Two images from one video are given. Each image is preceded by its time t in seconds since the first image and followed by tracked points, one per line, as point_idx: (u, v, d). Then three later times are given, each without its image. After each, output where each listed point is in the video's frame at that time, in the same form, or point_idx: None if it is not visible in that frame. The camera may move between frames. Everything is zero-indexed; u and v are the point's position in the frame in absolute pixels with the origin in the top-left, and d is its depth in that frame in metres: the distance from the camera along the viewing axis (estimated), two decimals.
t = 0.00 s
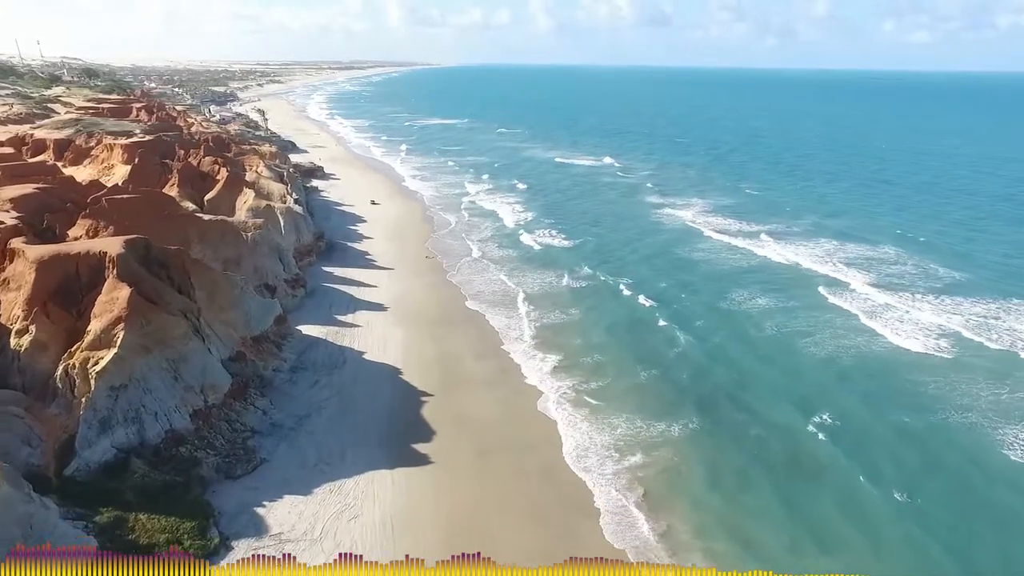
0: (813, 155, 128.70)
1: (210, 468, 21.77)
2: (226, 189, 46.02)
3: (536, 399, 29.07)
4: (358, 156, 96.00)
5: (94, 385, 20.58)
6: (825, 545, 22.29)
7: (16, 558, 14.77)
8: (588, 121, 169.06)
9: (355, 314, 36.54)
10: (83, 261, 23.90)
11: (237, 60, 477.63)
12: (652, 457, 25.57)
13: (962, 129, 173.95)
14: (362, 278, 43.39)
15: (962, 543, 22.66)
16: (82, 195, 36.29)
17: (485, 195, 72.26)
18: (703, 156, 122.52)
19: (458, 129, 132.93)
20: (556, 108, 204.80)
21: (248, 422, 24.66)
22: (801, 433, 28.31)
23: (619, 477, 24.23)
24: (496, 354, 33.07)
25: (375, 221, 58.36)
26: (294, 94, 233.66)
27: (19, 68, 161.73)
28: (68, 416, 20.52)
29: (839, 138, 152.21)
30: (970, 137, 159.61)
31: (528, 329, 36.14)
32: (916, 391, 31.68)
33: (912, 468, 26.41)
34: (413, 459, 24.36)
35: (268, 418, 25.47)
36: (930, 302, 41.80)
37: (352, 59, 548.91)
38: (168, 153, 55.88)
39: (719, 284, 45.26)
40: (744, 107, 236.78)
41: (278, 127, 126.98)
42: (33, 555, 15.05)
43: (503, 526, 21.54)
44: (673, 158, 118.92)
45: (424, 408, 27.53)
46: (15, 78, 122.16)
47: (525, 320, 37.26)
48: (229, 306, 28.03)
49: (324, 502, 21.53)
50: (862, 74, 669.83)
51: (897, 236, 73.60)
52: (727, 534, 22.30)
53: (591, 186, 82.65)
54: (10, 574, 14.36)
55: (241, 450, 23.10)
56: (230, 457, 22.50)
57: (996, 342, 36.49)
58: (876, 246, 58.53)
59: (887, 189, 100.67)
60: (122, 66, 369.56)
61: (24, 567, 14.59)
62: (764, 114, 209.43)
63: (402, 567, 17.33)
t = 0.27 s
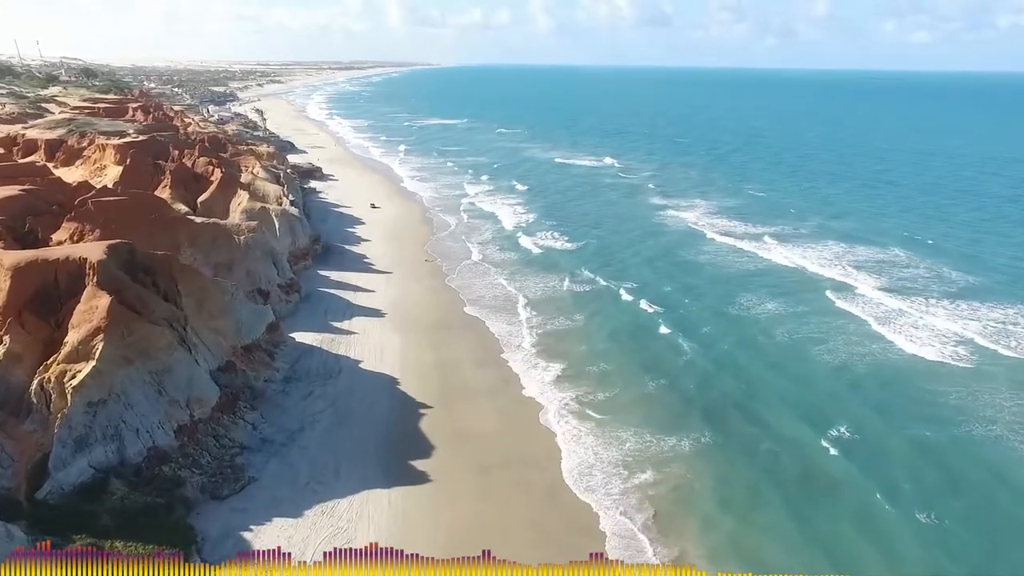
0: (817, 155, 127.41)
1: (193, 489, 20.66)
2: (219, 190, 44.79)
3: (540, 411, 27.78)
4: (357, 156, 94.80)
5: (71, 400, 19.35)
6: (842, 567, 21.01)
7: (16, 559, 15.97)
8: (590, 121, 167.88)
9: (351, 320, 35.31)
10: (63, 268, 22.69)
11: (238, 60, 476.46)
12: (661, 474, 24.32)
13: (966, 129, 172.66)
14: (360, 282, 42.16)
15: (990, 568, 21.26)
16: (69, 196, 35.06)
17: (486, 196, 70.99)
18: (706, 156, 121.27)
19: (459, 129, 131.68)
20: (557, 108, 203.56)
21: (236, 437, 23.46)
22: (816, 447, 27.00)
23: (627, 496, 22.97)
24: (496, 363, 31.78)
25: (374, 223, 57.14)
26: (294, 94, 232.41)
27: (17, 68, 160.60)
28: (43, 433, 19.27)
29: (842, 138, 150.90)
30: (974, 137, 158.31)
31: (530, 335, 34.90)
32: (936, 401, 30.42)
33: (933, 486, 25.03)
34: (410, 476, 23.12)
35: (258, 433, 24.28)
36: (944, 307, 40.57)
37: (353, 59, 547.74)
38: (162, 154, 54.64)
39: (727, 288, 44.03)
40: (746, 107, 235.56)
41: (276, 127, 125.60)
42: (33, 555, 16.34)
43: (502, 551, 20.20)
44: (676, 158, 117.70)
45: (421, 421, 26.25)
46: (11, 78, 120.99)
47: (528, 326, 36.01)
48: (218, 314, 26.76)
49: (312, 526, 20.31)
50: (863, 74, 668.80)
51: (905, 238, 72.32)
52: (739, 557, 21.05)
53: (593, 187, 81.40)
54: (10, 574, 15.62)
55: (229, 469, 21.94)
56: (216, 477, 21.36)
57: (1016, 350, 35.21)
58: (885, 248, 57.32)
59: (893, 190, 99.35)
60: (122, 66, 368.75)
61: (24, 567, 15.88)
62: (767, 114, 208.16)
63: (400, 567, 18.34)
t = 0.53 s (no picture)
0: (820, 156, 126.31)
1: (174, 512, 19.42)
2: (212, 191, 43.50)
3: (543, 426, 26.50)
4: (355, 156, 93.61)
5: (43, 418, 18.07)
6: None
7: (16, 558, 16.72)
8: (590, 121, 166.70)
9: (347, 327, 34.07)
10: (38, 276, 21.42)
11: (237, 61, 475.47)
12: (672, 493, 23.08)
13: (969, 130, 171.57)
14: (357, 286, 40.93)
15: None
16: (55, 197, 33.74)
17: (486, 197, 69.86)
18: (708, 157, 120.10)
19: (459, 129, 130.42)
20: (558, 108, 202.34)
21: (223, 453, 22.19)
22: (832, 463, 25.73)
23: (634, 517, 21.74)
24: (498, 374, 30.46)
25: (372, 225, 55.93)
26: (292, 94, 231.14)
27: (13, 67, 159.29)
28: (13, 453, 17.97)
29: (845, 138, 149.75)
30: (977, 138, 157.24)
31: (533, 343, 33.65)
32: (957, 414, 29.19)
33: (956, 506, 23.69)
34: (405, 496, 21.90)
35: (246, 449, 23.02)
36: (960, 312, 39.40)
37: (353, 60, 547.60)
38: (155, 154, 53.38)
39: (734, 293, 42.82)
40: (746, 107, 234.60)
41: (275, 127, 124.39)
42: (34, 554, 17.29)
43: None
44: (678, 159, 116.51)
45: (420, 436, 24.99)
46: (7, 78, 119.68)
47: (530, 333, 34.77)
48: (206, 323, 25.45)
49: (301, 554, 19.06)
50: (862, 74, 668.34)
51: (913, 240, 71.14)
52: None
53: (595, 188, 80.24)
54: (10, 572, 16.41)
55: (214, 489, 20.73)
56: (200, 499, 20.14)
57: None
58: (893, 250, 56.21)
59: (898, 190, 98.16)
60: (120, 66, 367.59)
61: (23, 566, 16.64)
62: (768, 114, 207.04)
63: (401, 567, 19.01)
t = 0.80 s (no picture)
0: (823, 156, 124.99)
1: (153, 539, 18.15)
2: (205, 192, 42.19)
3: (547, 441, 25.17)
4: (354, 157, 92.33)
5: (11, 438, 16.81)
6: None
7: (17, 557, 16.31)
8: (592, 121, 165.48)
9: (343, 334, 32.79)
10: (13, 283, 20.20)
11: (238, 61, 475.18)
12: (684, 514, 21.79)
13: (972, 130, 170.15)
14: (354, 291, 39.65)
15: None
16: (41, 198, 32.39)
17: (487, 198, 68.57)
18: (711, 157, 118.80)
19: (459, 129, 129.11)
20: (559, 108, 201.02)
21: (208, 473, 20.91)
22: (853, 480, 24.48)
23: (644, 541, 20.48)
24: (500, 385, 29.16)
25: (369, 227, 54.64)
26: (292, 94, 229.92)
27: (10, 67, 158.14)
28: None
29: (848, 138, 148.42)
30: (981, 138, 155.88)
31: (536, 351, 32.35)
32: (981, 427, 27.89)
33: (982, 529, 22.39)
34: (402, 519, 20.64)
35: (233, 467, 21.76)
36: (977, 318, 38.12)
37: (353, 60, 546.73)
38: (148, 154, 52.08)
39: (743, 297, 41.53)
40: (747, 107, 233.23)
41: (273, 127, 123.03)
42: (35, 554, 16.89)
43: None
44: (680, 159, 115.20)
45: (418, 454, 23.73)
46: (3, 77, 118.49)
47: (533, 340, 33.47)
48: (192, 332, 24.16)
49: None
50: (863, 74, 667.08)
51: (921, 241, 69.80)
52: None
53: (598, 189, 78.91)
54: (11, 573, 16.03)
55: (196, 512, 19.46)
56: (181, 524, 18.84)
57: None
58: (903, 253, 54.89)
59: (904, 191, 96.81)
60: (120, 66, 366.72)
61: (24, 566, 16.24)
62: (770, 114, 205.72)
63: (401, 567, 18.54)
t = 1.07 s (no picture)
0: (827, 156, 123.70)
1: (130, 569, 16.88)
2: (197, 195, 40.80)
3: (549, 457, 23.88)
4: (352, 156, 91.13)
5: None
6: None
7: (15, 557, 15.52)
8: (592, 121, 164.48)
9: (338, 343, 31.52)
10: None
11: (238, 60, 474.87)
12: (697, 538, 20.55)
13: (974, 130, 169.11)
14: (350, 295, 38.42)
15: None
16: (26, 199, 30.66)
17: (487, 199, 67.30)
18: (714, 158, 117.58)
19: (459, 129, 127.85)
20: (560, 108, 199.92)
21: (191, 494, 19.61)
22: (871, 500, 23.22)
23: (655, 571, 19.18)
24: (501, 397, 27.86)
25: (367, 229, 53.40)
26: (291, 94, 228.79)
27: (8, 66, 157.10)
28: None
29: (851, 139, 147.19)
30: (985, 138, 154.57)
31: (539, 359, 31.11)
32: (1005, 443, 26.60)
33: (1011, 554, 21.10)
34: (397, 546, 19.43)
35: (218, 488, 20.49)
36: (995, 324, 36.82)
37: (354, 60, 546.42)
38: (140, 155, 50.76)
39: (752, 302, 40.27)
40: (747, 107, 232.09)
41: (271, 127, 121.68)
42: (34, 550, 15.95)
43: None
44: (682, 159, 113.96)
45: (415, 473, 22.48)
46: None
47: (536, 348, 32.19)
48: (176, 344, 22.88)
49: None
50: (863, 75, 666.29)
51: (929, 244, 68.52)
52: None
53: (600, 190, 77.62)
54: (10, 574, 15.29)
55: (177, 539, 18.16)
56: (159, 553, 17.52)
57: None
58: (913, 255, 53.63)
59: (909, 192, 95.50)
60: (121, 66, 366.51)
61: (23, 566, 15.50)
62: (771, 114, 204.67)
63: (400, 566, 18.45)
